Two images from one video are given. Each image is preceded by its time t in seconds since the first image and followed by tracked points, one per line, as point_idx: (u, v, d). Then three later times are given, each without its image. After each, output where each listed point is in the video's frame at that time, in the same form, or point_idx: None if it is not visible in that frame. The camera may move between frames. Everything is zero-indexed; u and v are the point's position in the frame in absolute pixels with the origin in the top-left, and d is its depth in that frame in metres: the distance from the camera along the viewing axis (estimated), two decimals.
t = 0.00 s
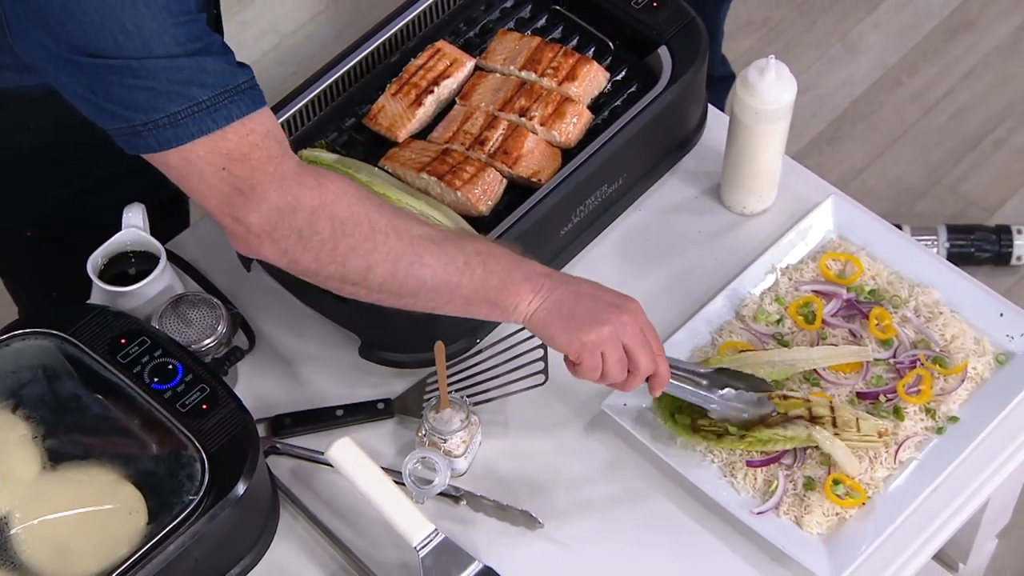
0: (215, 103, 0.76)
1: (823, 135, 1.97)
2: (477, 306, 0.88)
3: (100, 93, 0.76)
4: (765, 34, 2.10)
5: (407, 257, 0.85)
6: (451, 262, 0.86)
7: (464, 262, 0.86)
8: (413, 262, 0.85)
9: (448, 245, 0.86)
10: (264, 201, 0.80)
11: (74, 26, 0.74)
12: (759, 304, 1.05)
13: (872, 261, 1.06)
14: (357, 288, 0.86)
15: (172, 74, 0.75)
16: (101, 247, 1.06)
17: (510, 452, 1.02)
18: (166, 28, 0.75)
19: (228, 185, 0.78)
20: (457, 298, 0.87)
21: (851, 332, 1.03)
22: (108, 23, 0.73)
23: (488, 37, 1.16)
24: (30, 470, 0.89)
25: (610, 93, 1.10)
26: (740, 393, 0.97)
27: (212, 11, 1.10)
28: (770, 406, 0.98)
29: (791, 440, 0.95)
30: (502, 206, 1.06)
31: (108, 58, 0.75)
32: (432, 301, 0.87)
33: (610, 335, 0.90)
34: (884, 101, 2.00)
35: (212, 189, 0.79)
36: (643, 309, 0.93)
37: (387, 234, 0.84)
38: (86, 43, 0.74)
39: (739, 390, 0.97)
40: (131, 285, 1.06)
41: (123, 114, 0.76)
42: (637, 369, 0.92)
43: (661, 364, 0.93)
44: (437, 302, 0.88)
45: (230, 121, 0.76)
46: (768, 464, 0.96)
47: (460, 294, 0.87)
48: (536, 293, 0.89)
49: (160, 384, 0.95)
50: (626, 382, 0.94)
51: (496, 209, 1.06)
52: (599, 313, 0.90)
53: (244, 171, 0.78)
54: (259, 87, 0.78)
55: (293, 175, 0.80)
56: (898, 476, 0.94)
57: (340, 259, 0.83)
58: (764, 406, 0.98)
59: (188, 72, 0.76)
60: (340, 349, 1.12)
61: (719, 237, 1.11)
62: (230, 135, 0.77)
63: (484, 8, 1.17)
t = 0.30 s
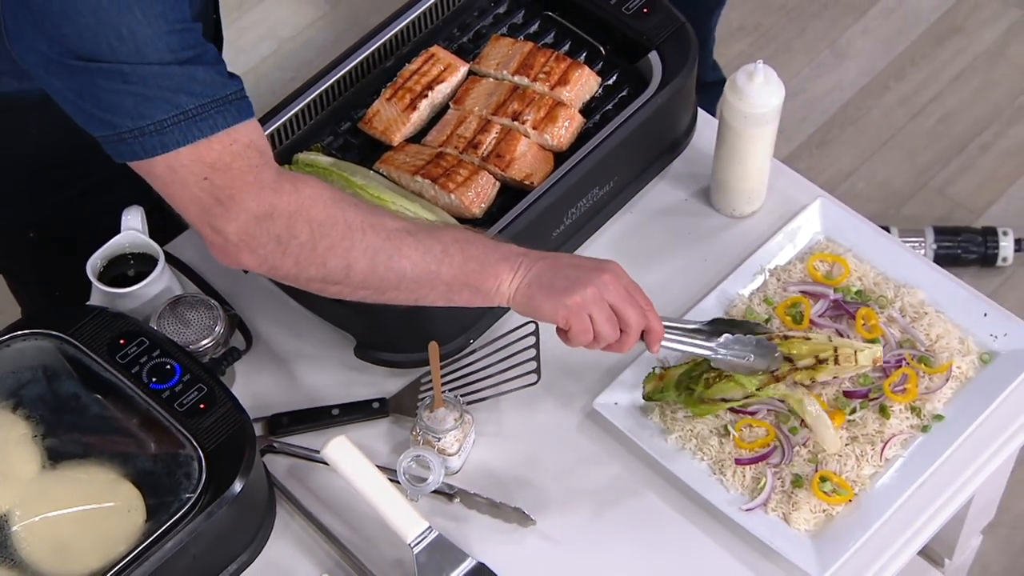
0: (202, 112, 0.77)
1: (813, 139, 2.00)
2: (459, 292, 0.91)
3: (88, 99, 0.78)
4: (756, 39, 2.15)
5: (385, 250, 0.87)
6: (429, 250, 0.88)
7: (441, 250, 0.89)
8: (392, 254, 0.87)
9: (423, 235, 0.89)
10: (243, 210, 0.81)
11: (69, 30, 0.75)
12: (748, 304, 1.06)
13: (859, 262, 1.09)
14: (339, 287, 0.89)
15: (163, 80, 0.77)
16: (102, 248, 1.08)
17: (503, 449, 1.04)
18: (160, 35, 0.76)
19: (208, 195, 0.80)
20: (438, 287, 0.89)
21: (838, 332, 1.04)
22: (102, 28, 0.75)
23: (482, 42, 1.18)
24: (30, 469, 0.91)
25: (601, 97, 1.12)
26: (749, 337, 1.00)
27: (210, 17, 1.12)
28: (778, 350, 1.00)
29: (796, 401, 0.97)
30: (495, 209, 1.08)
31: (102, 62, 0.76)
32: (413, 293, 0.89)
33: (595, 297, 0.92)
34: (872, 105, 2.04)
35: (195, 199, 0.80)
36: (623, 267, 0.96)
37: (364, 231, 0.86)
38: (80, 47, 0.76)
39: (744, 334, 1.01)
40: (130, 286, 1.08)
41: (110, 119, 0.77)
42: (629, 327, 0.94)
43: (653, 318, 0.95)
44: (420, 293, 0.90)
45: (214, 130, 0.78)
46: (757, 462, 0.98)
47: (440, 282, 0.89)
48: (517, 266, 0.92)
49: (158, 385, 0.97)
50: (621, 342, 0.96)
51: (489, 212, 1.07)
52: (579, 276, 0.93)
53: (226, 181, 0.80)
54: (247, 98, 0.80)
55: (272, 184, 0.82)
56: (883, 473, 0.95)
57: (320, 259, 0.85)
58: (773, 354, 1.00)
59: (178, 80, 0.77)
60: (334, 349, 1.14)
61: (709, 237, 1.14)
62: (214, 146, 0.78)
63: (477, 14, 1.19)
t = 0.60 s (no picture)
0: (210, 110, 0.78)
1: (816, 144, 2.01)
2: (462, 306, 0.91)
3: (97, 97, 0.78)
4: (760, 44, 2.16)
5: (392, 259, 0.87)
6: (435, 261, 0.89)
7: (447, 262, 0.89)
8: (398, 263, 0.87)
9: (430, 247, 0.89)
10: (252, 208, 0.82)
11: (78, 29, 0.75)
12: (749, 308, 1.07)
13: (860, 266, 1.09)
14: (343, 290, 0.89)
15: (171, 78, 0.78)
16: (107, 249, 1.09)
17: (505, 452, 1.04)
18: (168, 34, 0.77)
19: (217, 192, 0.81)
20: (443, 298, 0.90)
21: (839, 336, 1.05)
22: (110, 27, 0.75)
23: (486, 47, 1.19)
24: (34, 469, 0.91)
25: (604, 102, 1.13)
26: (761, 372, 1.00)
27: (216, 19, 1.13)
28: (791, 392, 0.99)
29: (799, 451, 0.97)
30: (498, 212, 1.08)
31: (110, 60, 0.77)
32: (417, 301, 0.90)
33: (596, 312, 0.92)
34: (875, 110, 2.04)
35: (204, 196, 0.81)
36: (626, 290, 0.96)
37: (372, 238, 0.87)
38: (89, 46, 0.76)
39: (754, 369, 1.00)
40: (135, 288, 1.09)
41: (119, 118, 0.78)
42: (630, 348, 0.94)
43: (656, 340, 0.95)
44: (423, 303, 0.90)
45: (222, 128, 0.79)
46: (758, 465, 0.98)
47: (445, 294, 0.89)
48: (519, 283, 0.92)
49: (163, 386, 0.98)
50: (623, 363, 0.95)
51: (492, 215, 1.08)
52: (581, 294, 0.93)
53: (234, 178, 0.80)
54: (256, 96, 0.81)
55: (281, 184, 0.83)
56: (884, 477, 0.96)
57: (326, 262, 0.86)
58: (786, 397, 0.99)
59: (186, 79, 0.78)
60: (338, 351, 1.14)
61: (710, 242, 1.14)
62: (223, 143, 0.79)
63: (481, 18, 1.20)
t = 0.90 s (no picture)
0: (220, 108, 0.78)
1: (832, 151, 2.01)
2: (467, 305, 0.91)
3: (111, 92, 0.79)
4: (777, 51, 2.16)
5: (399, 257, 0.88)
6: (440, 260, 0.89)
7: (453, 261, 0.90)
8: (404, 261, 0.88)
9: (435, 246, 0.90)
10: (261, 206, 0.81)
11: (95, 23, 0.76)
12: (763, 313, 1.07)
13: (875, 273, 1.09)
14: (349, 290, 0.89)
15: (184, 76, 0.78)
16: (125, 248, 1.10)
17: (517, 454, 1.04)
18: (183, 32, 0.78)
19: (226, 190, 0.80)
20: (448, 295, 0.90)
21: (853, 342, 1.04)
22: (126, 23, 0.76)
23: (503, 50, 1.19)
24: (51, 465, 0.92)
25: (620, 106, 1.13)
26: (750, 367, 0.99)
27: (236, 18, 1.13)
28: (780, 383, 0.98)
29: (774, 456, 0.96)
30: (513, 215, 1.09)
31: (123, 57, 0.78)
32: (422, 300, 0.90)
33: (603, 306, 0.93)
34: (892, 117, 2.04)
35: (212, 196, 0.80)
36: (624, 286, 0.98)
37: (380, 236, 0.87)
38: (104, 41, 0.77)
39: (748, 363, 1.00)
40: (152, 287, 1.10)
41: (131, 113, 0.78)
42: (634, 342, 0.95)
43: (657, 334, 0.97)
44: (428, 303, 0.91)
45: (232, 127, 0.79)
46: (770, 470, 0.98)
47: (449, 291, 0.90)
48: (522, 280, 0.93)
49: (179, 384, 0.98)
50: (627, 358, 0.97)
51: (508, 218, 1.08)
52: (585, 289, 0.94)
53: (244, 177, 0.80)
54: (265, 99, 0.81)
55: (291, 182, 0.83)
56: (896, 484, 0.96)
57: (334, 261, 0.86)
58: (774, 387, 0.98)
59: (199, 76, 0.79)
60: (353, 351, 1.15)
61: (724, 247, 1.15)
62: (233, 143, 0.79)
63: (499, 22, 1.21)
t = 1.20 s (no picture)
0: (233, 94, 0.78)
1: (853, 159, 2.01)
2: (481, 288, 0.93)
3: (124, 77, 0.78)
4: (798, 59, 2.16)
5: (414, 239, 0.89)
6: (455, 244, 0.91)
7: (466, 244, 0.91)
8: (420, 243, 0.89)
9: (447, 231, 0.91)
10: (277, 189, 0.81)
11: (110, 8, 0.76)
12: (781, 320, 1.07)
13: (893, 281, 1.09)
14: (363, 275, 0.89)
15: (197, 61, 0.78)
16: (148, 248, 1.11)
17: (533, 457, 1.05)
18: (197, 17, 0.78)
19: (241, 175, 0.80)
20: (462, 278, 0.91)
21: (871, 350, 1.05)
22: (141, 8, 0.76)
23: (526, 55, 1.20)
24: (72, 462, 0.93)
25: (641, 112, 1.14)
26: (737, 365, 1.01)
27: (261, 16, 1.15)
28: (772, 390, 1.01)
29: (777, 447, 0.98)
30: (533, 219, 1.09)
31: (136, 41, 0.77)
32: (435, 284, 0.91)
33: (616, 298, 0.96)
34: (913, 127, 2.04)
35: (226, 181, 0.80)
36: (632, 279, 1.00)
37: (394, 219, 0.88)
38: (118, 26, 0.77)
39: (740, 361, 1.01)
40: (175, 286, 1.11)
41: (143, 97, 0.78)
42: (642, 333, 0.98)
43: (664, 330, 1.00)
44: (442, 286, 0.92)
45: (244, 113, 0.79)
46: (786, 476, 0.98)
47: (465, 275, 0.91)
48: (536, 265, 0.95)
49: (198, 383, 0.99)
50: (632, 349, 0.99)
51: (528, 222, 1.09)
52: (598, 277, 0.96)
53: (259, 162, 0.80)
54: (276, 87, 0.81)
55: (305, 167, 0.83)
56: (912, 492, 0.96)
57: (350, 244, 0.86)
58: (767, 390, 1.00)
59: (212, 62, 0.79)
60: (372, 353, 1.16)
61: (743, 253, 1.15)
62: (248, 127, 0.79)
63: (521, 27, 1.22)
